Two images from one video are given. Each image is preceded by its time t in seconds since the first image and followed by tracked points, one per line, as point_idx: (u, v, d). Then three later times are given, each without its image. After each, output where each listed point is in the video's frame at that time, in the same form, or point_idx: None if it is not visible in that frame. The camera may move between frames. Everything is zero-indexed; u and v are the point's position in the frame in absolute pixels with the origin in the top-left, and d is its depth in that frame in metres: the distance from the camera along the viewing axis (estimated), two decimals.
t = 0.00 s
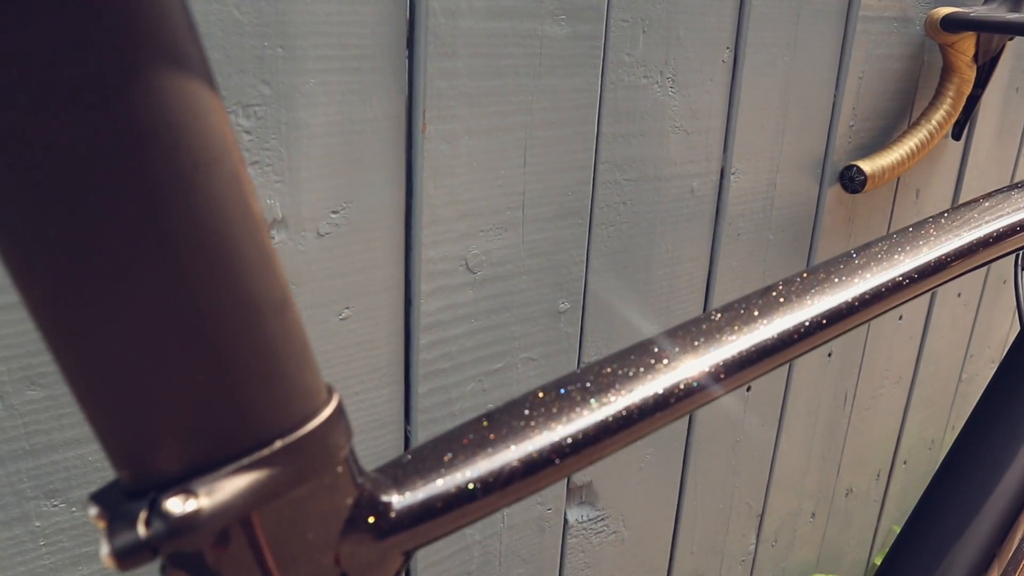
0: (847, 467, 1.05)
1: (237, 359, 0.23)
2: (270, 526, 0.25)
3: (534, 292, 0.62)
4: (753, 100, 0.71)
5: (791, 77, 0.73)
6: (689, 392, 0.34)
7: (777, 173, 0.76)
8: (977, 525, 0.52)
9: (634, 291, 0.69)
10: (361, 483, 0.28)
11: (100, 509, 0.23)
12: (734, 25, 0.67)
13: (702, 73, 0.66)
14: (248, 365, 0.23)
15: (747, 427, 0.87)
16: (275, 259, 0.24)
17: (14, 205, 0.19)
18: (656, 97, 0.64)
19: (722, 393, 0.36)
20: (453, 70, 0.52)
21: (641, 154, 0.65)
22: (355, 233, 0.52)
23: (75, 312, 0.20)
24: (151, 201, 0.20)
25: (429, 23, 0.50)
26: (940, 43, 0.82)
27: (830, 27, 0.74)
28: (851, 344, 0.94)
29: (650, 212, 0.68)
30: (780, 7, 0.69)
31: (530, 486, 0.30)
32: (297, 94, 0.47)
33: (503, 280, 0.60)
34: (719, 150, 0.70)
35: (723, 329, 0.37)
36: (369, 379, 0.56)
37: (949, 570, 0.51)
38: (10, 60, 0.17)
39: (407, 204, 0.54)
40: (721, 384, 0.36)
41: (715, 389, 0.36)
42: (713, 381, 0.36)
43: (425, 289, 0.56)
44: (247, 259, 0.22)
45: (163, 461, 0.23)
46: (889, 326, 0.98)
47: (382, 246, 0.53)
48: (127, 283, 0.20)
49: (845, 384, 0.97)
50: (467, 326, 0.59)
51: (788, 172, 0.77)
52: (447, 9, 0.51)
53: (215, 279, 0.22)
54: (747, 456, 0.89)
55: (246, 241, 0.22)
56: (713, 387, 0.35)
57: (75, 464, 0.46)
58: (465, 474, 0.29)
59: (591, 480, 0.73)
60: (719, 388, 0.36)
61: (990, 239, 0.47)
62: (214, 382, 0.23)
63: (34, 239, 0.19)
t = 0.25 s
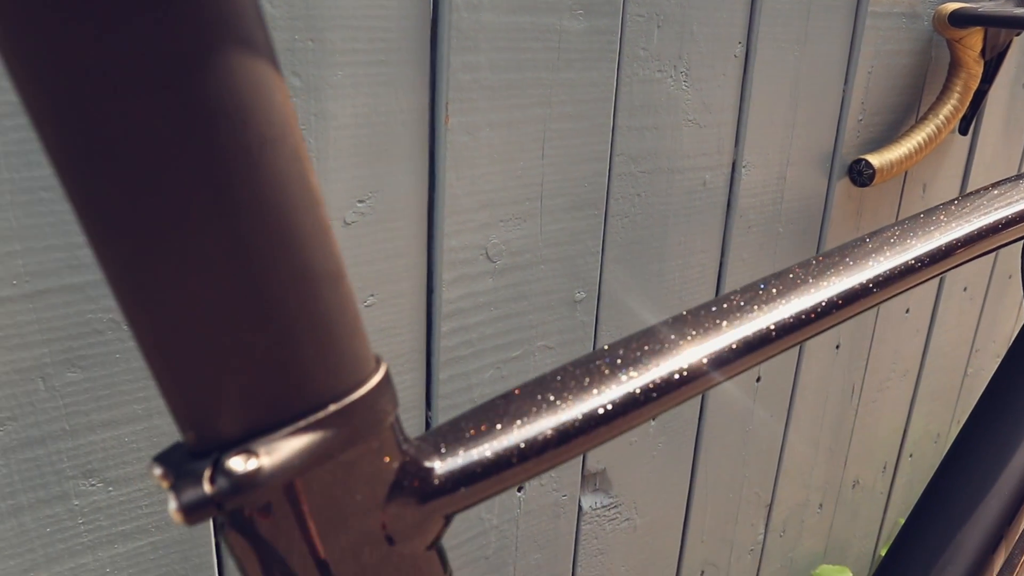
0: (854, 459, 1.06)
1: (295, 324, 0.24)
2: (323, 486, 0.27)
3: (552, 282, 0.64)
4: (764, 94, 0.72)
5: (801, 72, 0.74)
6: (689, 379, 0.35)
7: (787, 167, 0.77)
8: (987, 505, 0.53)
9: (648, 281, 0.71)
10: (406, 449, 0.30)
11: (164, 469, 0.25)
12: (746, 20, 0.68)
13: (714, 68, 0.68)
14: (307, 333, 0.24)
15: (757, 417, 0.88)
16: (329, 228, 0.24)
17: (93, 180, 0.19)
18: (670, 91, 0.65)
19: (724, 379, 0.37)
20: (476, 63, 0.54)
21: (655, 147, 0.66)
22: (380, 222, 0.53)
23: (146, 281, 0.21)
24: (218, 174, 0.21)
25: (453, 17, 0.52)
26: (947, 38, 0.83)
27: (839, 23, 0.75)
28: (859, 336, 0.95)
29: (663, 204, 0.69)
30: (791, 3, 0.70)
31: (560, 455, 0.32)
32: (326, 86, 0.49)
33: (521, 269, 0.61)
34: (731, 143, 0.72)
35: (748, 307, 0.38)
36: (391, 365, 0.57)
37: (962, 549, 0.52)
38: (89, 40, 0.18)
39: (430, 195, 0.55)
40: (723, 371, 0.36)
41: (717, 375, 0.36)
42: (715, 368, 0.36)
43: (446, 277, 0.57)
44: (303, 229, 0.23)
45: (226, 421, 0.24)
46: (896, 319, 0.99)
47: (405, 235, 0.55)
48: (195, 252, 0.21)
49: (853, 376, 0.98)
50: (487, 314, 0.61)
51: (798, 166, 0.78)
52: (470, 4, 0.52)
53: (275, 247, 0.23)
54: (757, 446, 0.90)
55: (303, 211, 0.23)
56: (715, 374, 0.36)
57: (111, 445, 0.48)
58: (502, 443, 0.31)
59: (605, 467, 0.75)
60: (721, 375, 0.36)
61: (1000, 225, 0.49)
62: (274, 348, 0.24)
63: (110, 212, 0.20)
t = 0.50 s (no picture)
0: (860, 449, 1.08)
1: (342, 300, 0.25)
2: (365, 455, 0.28)
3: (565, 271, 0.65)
4: (772, 87, 0.73)
5: (808, 66, 0.76)
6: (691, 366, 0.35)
7: (794, 159, 0.79)
8: (991, 490, 0.53)
9: (658, 271, 0.72)
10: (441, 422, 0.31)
11: (217, 437, 0.26)
12: (755, 15, 0.69)
13: (724, 62, 0.69)
14: (352, 310, 0.26)
15: (764, 406, 0.89)
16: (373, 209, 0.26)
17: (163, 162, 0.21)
18: (680, 84, 0.67)
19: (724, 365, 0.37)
20: (494, 56, 0.55)
21: (666, 139, 0.68)
22: (401, 211, 0.55)
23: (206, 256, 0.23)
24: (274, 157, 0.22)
25: (472, 12, 0.53)
26: (952, 33, 0.84)
27: (846, 17, 0.77)
28: (864, 327, 0.97)
29: (673, 195, 0.70)
30: None
31: (587, 428, 0.33)
32: (350, 79, 0.50)
33: (536, 258, 0.63)
34: (739, 136, 0.73)
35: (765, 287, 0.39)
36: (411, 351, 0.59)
37: (967, 534, 0.52)
38: (159, 32, 0.20)
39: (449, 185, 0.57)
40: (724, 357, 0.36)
41: (717, 361, 0.36)
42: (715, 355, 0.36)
43: (464, 266, 0.59)
44: (349, 209, 0.25)
45: (277, 392, 0.26)
46: (900, 310, 1.00)
47: (425, 224, 0.56)
48: (251, 230, 0.23)
49: (858, 366, 0.99)
50: (502, 302, 0.62)
51: (805, 158, 0.80)
52: None
53: (325, 227, 0.24)
54: (764, 435, 0.92)
55: (350, 192, 0.25)
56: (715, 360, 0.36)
57: (144, 426, 0.49)
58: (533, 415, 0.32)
59: (616, 454, 0.76)
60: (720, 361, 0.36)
61: (1006, 212, 0.50)
62: (323, 324, 0.25)
63: (177, 192, 0.22)
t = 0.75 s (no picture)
0: (860, 438, 1.10)
1: (379, 271, 0.25)
2: (403, 427, 0.27)
3: (574, 260, 0.67)
4: (774, 82, 0.75)
5: (809, 60, 0.77)
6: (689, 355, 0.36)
7: (796, 152, 0.81)
8: (992, 472, 0.53)
9: (664, 261, 0.74)
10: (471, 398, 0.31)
11: (261, 410, 0.26)
12: (758, 10, 0.71)
13: (728, 56, 0.71)
14: (393, 282, 0.25)
15: (767, 394, 0.91)
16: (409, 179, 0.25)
17: (208, 124, 0.21)
18: (686, 78, 0.69)
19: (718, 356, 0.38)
20: (507, 51, 0.57)
21: (672, 132, 0.69)
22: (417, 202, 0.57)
23: (250, 223, 0.23)
24: (316, 121, 0.22)
25: (486, 7, 0.55)
26: (950, 28, 0.86)
27: (846, 13, 0.78)
28: (865, 317, 0.98)
29: (679, 186, 0.72)
30: None
31: (609, 405, 0.33)
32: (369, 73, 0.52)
33: (547, 248, 0.65)
34: (743, 129, 0.75)
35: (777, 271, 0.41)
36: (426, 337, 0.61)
37: (968, 515, 0.53)
38: None
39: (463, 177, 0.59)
40: (719, 346, 0.37)
41: (713, 350, 0.37)
42: (710, 345, 0.37)
43: (477, 255, 0.61)
44: (390, 181, 0.24)
45: (319, 364, 0.25)
46: (900, 301, 1.02)
47: (440, 214, 0.58)
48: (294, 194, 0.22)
49: (859, 356, 1.01)
50: (514, 291, 0.64)
51: (806, 151, 0.82)
52: None
53: (367, 196, 0.24)
54: (767, 423, 0.93)
55: (386, 161, 0.24)
56: (712, 350, 0.37)
57: (171, 409, 0.51)
58: (564, 388, 0.32)
59: (624, 441, 0.78)
60: (716, 350, 0.37)
61: (1005, 200, 0.52)
62: (365, 295, 0.25)
63: (219, 153, 0.21)
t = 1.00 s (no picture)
0: (857, 428, 1.11)
1: (404, 246, 0.26)
2: (424, 398, 0.29)
3: (578, 251, 0.69)
4: (772, 76, 0.77)
5: (806, 55, 0.79)
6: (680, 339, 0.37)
7: (793, 145, 0.82)
8: (986, 453, 0.55)
9: (665, 252, 0.76)
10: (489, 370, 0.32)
11: (291, 380, 0.27)
12: (756, 5, 0.73)
13: (727, 51, 0.72)
14: (417, 258, 0.26)
15: (766, 383, 0.93)
16: (432, 157, 0.26)
17: (245, 105, 0.22)
18: (686, 73, 0.70)
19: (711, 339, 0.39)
20: (513, 45, 0.58)
21: (672, 125, 0.71)
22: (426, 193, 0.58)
23: (284, 201, 0.24)
24: (344, 102, 0.23)
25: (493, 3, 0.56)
26: (943, 23, 0.88)
27: (842, 8, 0.80)
28: (861, 308, 1.00)
29: (679, 179, 0.74)
30: None
31: (620, 378, 0.35)
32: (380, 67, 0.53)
33: (551, 238, 0.66)
34: (742, 122, 0.77)
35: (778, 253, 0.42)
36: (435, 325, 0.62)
37: (963, 495, 0.54)
38: None
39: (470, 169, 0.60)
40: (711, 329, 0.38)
41: (704, 334, 0.38)
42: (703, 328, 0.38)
43: (485, 245, 0.62)
44: (415, 161, 0.26)
45: (347, 335, 0.26)
46: (895, 291, 1.04)
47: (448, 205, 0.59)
48: (324, 172, 0.23)
49: (855, 347, 1.03)
50: (520, 281, 0.66)
51: (803, 144, 0.83)
52: None
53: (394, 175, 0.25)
54: (765, 412, 0.95)
55: (410, 139, 0.25)
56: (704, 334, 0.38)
57: (189, 394, 0.52)
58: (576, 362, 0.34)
59: (626, 429, 0.79)
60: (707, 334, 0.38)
61: (997, 186, 0.53)
62: (391, 270, 0.26)
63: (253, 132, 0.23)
